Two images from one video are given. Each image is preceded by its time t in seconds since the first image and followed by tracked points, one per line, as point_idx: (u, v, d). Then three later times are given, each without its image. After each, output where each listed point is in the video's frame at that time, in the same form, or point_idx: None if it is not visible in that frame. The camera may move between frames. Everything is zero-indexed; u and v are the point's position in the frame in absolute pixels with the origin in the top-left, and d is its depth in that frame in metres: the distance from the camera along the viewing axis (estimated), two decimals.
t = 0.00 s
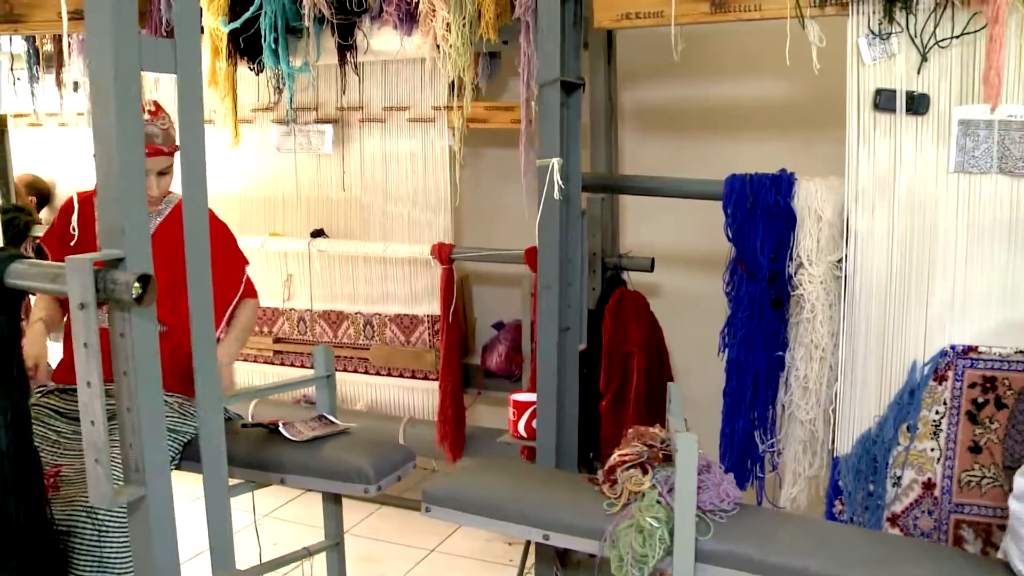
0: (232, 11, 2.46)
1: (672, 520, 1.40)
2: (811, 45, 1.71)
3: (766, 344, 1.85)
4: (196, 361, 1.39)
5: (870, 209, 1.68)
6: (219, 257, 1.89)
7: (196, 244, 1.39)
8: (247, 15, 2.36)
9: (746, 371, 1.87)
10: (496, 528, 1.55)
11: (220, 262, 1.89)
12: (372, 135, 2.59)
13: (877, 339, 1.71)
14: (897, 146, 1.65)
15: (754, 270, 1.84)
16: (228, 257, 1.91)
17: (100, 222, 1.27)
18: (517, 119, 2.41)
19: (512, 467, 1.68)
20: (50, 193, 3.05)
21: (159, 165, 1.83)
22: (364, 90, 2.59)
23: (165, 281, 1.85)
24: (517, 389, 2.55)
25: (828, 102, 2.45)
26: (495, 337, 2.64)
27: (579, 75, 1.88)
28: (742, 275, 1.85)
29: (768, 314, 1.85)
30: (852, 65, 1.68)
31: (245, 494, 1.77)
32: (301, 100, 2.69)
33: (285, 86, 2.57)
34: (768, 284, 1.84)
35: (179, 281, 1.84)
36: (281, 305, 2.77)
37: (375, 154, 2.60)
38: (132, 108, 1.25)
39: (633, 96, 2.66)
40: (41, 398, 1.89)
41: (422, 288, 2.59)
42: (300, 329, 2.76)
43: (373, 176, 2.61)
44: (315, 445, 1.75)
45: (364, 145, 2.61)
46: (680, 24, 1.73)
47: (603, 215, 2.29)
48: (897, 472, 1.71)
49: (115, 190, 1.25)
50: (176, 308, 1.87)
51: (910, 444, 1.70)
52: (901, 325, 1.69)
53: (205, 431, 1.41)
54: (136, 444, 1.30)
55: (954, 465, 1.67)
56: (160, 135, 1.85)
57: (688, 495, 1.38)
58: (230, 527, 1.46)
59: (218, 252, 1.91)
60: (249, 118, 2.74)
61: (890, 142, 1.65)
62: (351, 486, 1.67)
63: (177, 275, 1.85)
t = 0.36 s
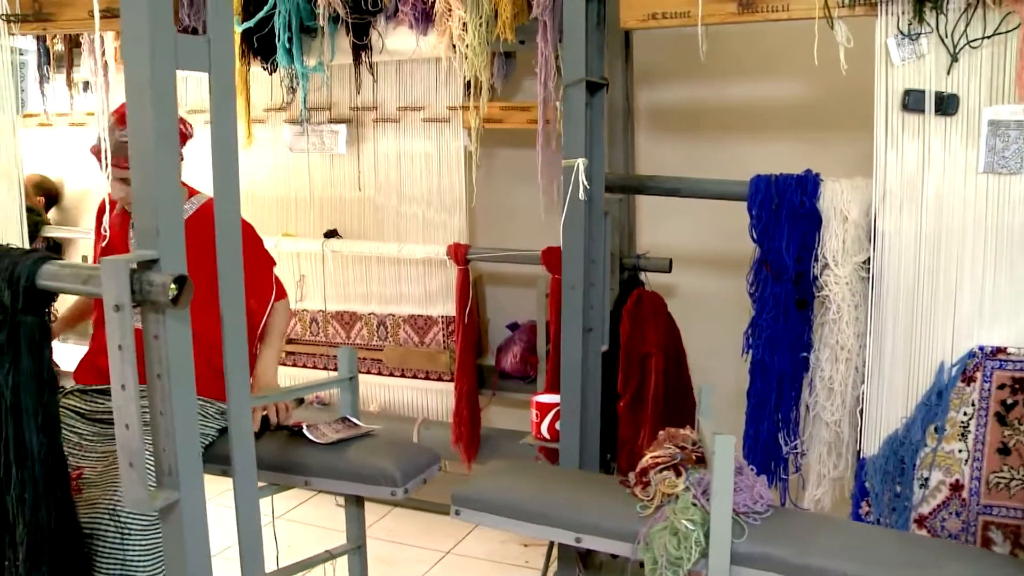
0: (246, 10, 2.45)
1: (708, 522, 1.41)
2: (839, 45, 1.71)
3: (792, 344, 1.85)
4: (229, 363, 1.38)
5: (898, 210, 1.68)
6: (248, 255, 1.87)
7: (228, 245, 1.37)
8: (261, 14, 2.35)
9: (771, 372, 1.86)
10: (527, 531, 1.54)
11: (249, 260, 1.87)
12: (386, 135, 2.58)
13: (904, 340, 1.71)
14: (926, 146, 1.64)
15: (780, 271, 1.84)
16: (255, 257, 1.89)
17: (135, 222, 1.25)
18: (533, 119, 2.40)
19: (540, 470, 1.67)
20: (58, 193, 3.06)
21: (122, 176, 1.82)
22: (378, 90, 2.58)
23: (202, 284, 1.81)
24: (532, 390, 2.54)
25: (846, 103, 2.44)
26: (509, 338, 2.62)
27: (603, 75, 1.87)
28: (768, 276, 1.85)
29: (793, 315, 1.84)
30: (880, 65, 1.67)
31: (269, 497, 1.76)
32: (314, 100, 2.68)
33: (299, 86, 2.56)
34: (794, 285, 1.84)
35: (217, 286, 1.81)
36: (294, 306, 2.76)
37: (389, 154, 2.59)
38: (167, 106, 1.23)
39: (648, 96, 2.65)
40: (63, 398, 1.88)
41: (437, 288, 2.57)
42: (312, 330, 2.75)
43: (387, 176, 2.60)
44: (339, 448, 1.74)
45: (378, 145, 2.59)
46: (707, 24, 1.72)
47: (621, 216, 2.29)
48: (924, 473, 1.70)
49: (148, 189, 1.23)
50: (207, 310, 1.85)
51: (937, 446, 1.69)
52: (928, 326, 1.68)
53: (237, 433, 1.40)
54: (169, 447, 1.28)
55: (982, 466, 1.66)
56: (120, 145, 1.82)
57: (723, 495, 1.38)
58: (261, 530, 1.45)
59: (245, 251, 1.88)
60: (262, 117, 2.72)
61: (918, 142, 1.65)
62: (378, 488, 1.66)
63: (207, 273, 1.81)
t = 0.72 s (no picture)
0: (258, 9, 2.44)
1: (740, 524, 1.40)
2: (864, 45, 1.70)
3: (813, 346, 1.85)
4: (258, 364, 1.36)
5: (922, 211, 1.68)
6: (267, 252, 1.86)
7: (258, 246, 1.36)
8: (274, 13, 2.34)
9: (795, 374, 1.86)
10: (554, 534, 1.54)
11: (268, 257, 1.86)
12: (398, 135, 2.57)
13: (927, 342, 1.70)
14: (951, 147, 1.64)
15: (802, 272, 1.84)
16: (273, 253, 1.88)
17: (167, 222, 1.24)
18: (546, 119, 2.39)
19: (564, 472, 1.66)
20: (65, 192, 3.05)
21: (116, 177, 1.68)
22: (390, 90, 2.57)
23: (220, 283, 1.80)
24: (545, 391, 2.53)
25: (862, 104, 2.43)
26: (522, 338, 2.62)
27: (624, 75, 1.87)
28: (789, 277, 1.85)
29: (815, 316, 1.84)
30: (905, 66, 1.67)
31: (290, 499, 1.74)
32: (325, 99, 2.67)
33: (311, 85, 2.54)
34: (816, 286, 1.84)
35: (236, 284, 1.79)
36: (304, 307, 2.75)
37: (401, 154, 2.58)
38: (200, 105, 1.22)
39: (662, 96, 2.64)
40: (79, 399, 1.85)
41: (449, 288, 2.56)
42: (323, 331, 2.74)
43: (399, 176, 2.59)
44: (361, 449, 1.73)
45: (390, 145, 2.58)
46: (731, 24, 1.72)
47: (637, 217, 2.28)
48: (949, 475, 1.69)
49: (181, 189, 1.22)
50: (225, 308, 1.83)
51: (962, 447, 1.68)
52: (952, 327, 1.68)
53: (265, 437, 1.38)
54: (199, 451, 1.27)
55: (1008, 467, 1.64)
56: (113, 147, 1.66)
57: (754, 496, 1.37)
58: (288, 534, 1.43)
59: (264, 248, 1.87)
60: (272, 117, 2.71)
61: (944, 143, 1.65)
62: (401, 490, 1.65)
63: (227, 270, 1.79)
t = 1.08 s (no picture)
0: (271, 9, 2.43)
1: (771, 526, 1.39)
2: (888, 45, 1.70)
3: (835, 347, 1.85)
4: (288, 365, 1.35)
5: (947, 211, 1.67)
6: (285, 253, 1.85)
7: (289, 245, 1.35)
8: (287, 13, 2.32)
9: (819, 374, 1.87)
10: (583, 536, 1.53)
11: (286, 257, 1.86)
12: (410, 135, 2.56)
13: (951, 343, 1.69)
14: (977, 148, 1.64)
15: (825, 272, 1.84)
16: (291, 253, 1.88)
17: (200, 223, 1.23)
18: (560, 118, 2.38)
19: (590, 474, 1.65)
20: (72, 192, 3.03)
21: (141, 162, 1.67)
22: (402, 90, 2.56)
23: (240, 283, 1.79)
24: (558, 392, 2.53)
25: (877, 104, 2.43)
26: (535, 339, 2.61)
27: (645, 74, 1.86)
28: (812, 279, 1.86)
29: (838, 317, 1.85)
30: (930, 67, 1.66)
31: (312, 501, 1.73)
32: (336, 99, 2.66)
33: (323, 84, 2.53)
34: (839, 287, 1.84)
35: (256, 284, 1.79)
36: (315, 308, 2.74)
37: (413, 154, 2.57)
38: (234, 103, 1.20)
39: (674, 96, 2.64)
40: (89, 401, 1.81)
41: (462, 288, 2.55)
42: (334, 332, 2.73)
43: (411, 176, 2.57)
44: (384, 451, 1.72)
45: (402, 145, 2.57)
46: (755, 24, 1.71)
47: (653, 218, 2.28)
48: (973, 476, 1.69)
49: (214, 188, 1.20)
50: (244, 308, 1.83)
51: (986, 449, 1.68)
52: (977, 329, 1.67)
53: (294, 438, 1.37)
54: (231, 454, 1.25)
55: None
56: (136, 131, 1.66)
57: (787, 499, 1.36)
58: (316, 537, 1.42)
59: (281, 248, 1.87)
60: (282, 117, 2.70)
61: (969, 144, 1.64)
62: (426, 493, 1.63)
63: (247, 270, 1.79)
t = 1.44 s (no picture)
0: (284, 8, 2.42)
1: (804, 528, 1.39)
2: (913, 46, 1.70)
3: (857, 348, 1.85)
4: (318, 366, 1.34)
5: (972, 214, 1.67)
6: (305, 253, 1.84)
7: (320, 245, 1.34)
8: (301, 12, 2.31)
9: (842, 375, 1.86)
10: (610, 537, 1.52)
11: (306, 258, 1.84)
12: (423, 134, 2.54)
13: (975, 347, 1.69)
14: (1003, 150, 1.63)
15: (847, 272, 1.84)
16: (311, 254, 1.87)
17: (233, 223, 1.21)
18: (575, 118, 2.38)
19: (615, 476, 1.65)
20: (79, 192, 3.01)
21: (146, 167, 1.59)
22: (415, 90, 2.55)
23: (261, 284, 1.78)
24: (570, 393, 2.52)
25: (891, 104, 2.43)
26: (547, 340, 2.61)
27: (666, 75, 1.86)
28: (834, 279, 1.85)
29: (859, 317, 1.84)
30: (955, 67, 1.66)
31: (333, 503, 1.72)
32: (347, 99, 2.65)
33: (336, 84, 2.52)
34: (861, 288, 1.84)
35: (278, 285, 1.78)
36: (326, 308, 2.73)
37: (425, 154, 2.55)
38: (268, 103, 1.19)
39: (687, 96, 2.63)
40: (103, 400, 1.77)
41: (475, 288, 2.54)
42: (345, 332, 2.72)
43: (424, 175, 2.56)
44: (406, 454, 1.71)
45: (414, 145, 2.56)
46: (780, 25, 1.71)
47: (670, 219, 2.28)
48: (997, 477, 1.69)
49: (248, 188, 1.19)
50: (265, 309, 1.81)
51: (1011, 450, 1.67)
52: (1001, 332, 1.66)
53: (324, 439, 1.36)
54: (264, 457, 1.24)
55: None
56: (140, 135, 1.57)
57: (820, 502, 1.35)
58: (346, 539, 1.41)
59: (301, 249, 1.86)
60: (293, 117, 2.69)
61: (995, 147, 1.63)
62: (450, 496, 1.62)
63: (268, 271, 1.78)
